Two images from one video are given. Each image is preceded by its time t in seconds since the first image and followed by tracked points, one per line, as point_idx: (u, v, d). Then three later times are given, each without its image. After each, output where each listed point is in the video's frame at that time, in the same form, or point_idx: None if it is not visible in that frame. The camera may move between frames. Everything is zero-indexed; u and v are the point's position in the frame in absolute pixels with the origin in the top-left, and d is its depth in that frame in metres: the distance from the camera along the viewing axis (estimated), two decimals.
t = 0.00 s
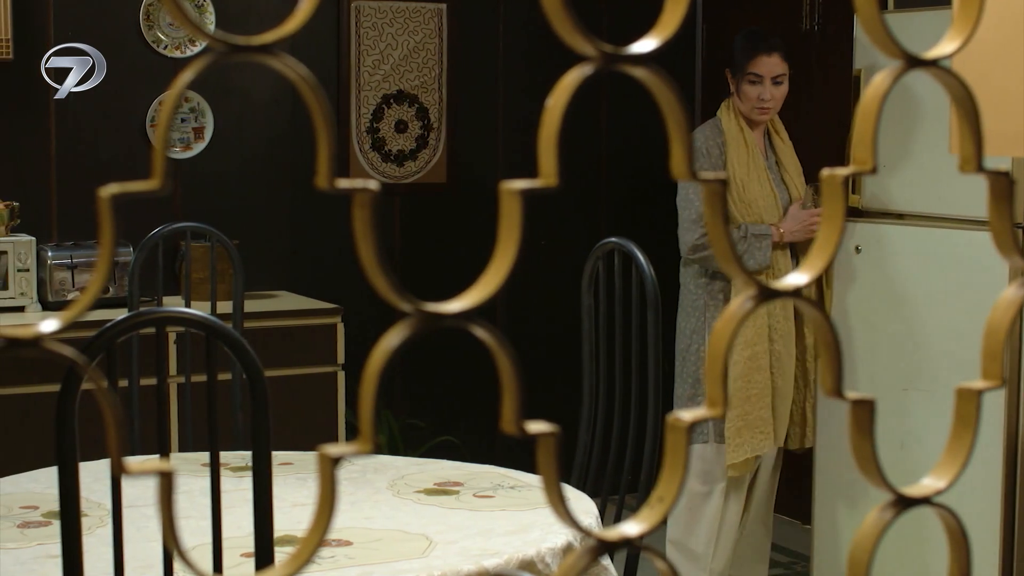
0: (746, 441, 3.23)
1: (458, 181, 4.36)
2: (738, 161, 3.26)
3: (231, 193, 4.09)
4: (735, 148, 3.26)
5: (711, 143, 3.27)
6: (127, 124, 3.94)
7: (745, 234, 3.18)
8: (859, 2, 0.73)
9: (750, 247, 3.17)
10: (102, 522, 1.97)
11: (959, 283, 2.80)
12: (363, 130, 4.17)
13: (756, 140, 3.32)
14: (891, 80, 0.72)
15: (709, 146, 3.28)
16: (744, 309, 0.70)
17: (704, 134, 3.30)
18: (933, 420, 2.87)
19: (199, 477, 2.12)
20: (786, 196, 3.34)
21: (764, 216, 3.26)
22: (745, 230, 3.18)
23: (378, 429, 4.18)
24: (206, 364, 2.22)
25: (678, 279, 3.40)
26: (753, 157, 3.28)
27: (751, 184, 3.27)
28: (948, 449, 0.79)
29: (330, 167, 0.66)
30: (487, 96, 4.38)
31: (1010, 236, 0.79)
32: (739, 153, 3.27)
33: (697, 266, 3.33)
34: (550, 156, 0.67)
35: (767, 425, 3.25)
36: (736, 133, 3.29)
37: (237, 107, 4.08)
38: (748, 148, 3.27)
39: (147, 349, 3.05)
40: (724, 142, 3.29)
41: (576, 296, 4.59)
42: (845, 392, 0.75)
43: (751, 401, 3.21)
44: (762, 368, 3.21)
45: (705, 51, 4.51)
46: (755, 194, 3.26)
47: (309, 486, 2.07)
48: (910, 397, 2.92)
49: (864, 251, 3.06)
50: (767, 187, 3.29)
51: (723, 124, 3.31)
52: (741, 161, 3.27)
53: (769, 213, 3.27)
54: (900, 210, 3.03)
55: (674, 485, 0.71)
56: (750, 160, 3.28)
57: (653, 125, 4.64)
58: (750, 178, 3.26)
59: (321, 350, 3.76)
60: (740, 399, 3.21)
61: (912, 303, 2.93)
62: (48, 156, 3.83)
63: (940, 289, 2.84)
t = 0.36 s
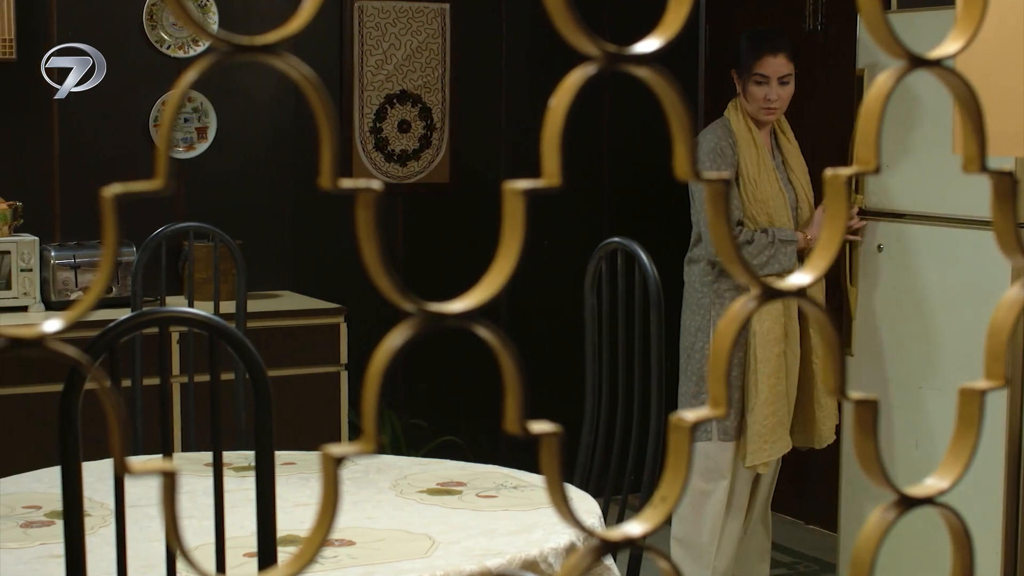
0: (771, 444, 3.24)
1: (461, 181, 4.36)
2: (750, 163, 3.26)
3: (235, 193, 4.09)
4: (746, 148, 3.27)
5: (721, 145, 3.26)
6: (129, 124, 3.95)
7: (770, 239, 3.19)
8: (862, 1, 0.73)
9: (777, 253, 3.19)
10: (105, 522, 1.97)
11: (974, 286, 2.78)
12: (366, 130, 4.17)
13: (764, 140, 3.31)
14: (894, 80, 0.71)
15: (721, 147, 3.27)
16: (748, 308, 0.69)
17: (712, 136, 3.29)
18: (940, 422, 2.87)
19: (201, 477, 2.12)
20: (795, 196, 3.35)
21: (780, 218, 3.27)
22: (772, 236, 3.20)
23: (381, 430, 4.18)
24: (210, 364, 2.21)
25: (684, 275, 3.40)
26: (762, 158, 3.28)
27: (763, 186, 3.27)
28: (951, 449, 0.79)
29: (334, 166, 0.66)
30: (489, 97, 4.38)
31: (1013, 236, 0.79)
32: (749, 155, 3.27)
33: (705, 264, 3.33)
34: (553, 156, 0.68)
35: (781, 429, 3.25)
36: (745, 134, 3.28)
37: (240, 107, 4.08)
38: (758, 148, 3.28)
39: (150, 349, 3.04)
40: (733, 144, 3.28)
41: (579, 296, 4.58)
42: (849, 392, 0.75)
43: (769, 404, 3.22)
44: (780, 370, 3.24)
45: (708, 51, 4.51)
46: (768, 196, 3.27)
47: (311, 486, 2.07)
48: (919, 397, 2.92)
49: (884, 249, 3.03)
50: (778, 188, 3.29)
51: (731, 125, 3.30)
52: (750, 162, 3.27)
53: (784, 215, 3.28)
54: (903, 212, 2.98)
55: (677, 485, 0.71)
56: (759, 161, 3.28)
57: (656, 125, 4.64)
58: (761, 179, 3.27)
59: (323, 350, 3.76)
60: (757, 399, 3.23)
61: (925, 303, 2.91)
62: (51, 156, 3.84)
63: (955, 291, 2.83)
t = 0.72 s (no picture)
0: (777, 446, 3.25)
1: (462, 181, 4.36)
2: (754, 164, 3.26)
3: (236, 193, 4.09)
4: (749, 149, 3.27)
5: (724, 146, 3.26)
6: (130, 124, 3.95)
7: (773, 242, 3.19)
8: (863, 1, 0.73)
9: (780, 257, 3.19)
10: (106, 522, 1.97)
11: (977, 286, 2.78)
12: (367, 130, 4.17)
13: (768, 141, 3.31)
14: (895, 80, 0.71)
15: (726, 149, 3.27)
16: (749, 308, 0.69)
17: (715, 137, 3.29)
18: (941, 422, 2.86)
19: (202, 477, 2.12)
20: (800, 196, 3.35)
21: (784, 219, 3.27)
22: (775, 239, 3.19)
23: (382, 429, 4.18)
24: (211, 364, 2.21)
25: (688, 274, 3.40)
26: (766, 159, 3.28)
27: (767, 187, 3.27)
28: (953, 448, 0.79)
29: (334, 166, 0.66)
30: (491, 97, 4.38)
31: (1014, 236, 0.78)
32: (753, 156, 3.27)
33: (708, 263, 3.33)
34: (554, 156, 0.67)
35: (784, 432, 3.25)
36: (749, 134, 3.28)
37: (241, 107, 4.08)
38: (761, 149, 3.28)
39: (151, 349, 3.04)
40: (737, 145, 3.28)
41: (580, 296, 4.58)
42: (850, 392, 0.75)
43: (774, 405, 3.23)
44: (787, 370, 3.25)
45: (709, 51, 4.51)
46: (772, 197, 3.26)
47: (313, 486, 2.07)
48: (922, 397, 2.91)
49: (889, 248, 3.02)
50: (782, 188, 3.29)
51: (734, 126, 3.30)
52: (754, 163, 3.27)
53: (789, 215, 3.27)
54: (905, 211, 2.97)
55: (678, 484, 0.71)
56: (763, 161, 3.28)
57: (657, 125, 4.64)
58: (765, 180, 3.27)
59: (324, 350, 3.76)
60: (762, 401, 3.24)
61: (928, 302, 2.91)
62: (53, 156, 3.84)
63: (958, 291, 2.82)
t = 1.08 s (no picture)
0: (776, 446, 3.25)
1: (465, 181, 4.36)
2: (756, 165, 3.26)
3: (238, 193, 4.10)
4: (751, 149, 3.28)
5: (726, 147, 3.26)
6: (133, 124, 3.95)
7: (775, 242, 3.19)
8: (866, 2, 0.73)
9: (782, 257, 3.19)
10: (109, 521, 1.97)
11: (981, 284, 2.77)
12: (370, 130, 4.17)
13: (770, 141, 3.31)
14: (898, 80, 0.72)
15: (728, 149, 3.27)
16: (752, 308, 0.69)
17: (717, 138, 3.29)
18: (945, 421, 2.85)
19: (206, 477, 2.12)
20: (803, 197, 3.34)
21: (786, 220, 3.27)
22: (777, 241, 3.18)
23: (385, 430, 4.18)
24: (213, 363, 2.21)
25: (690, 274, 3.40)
26: (767, 159, 3.28)
27: (769, 187, 3.27)
28: (957, 448, 0.79)
29: (338, 166, 0.66)
30: (494, 97, 4.38)
31: (1017, 235, 0.78)
32: (756, 157, 3.27)
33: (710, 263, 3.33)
34: (557, 155, 0.67)
35: (783, 432, 3.25)
36: (751, 135, 3.28)
37: (244, 107, 4.09)
38: (763, 149, 3.28)
39: (154, 349, 3.04)
40: (739, 145, 3.28)
41: (582, 296, 4.58)
42: (854, 392, 0.75)
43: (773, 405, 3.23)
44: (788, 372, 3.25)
45: (712, 51, 4.51)
46: (774, 197, 3.26)
47: (315, 486, 2.07)
48: (926, 396, 2.90)
49: (892, 248, 3.02)
50: (785, 188, 3.29)
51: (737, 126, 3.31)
52: (756, 163, 3.27)
53: (791, 216, 3.27)
54: (909, 211, 2.97)
55: (681, 485, 0.71)
56: (765, 161, 3.28)
57: (660, 125, 4.64)
58: (767, 180, 3.27)
59: (327, 350, 3.76)
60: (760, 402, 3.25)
61: (933, 302, 2.90)
62: (55, 156, 3.84)
63: (962, 290, 2.82)
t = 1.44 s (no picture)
0: (776, 447, 3.25)
1: (467, 181, 4.36)
2: (756, 164, 3.26)
3: (241, 193, 4.10)
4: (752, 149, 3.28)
5: (725, 147, 3.27)
6: (136, 124, 3.95)
7: (777, 241, 3.19)
8: (869, 2, 0.73)
9: (784, 256, 3.19)
10: (112, 521, 1.97)
11: (987, 283, 2.76)
12: (372, 129, 4.17)
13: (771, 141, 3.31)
14: (902, 80, 0.71)
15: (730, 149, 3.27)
16: (755, 309, 0.69)
17: (717, 138, 3.30)
18: (952, 420, 2.84)
19: (209, 477, 2.12)
20: (804, 197, 3.34)
21: (787, 220, 3.26)
22: (778, 241, 3.18)
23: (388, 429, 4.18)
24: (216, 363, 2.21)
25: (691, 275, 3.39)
26: (767, 158, 3.28)
27: (770, 187, 3.26)
28: (961, 448, 0.78)
29: (341, 166, 0.66)
30: (496, 97, 4.38)
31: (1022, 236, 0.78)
32: (755, 156, 3.27)
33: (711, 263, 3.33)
34: (561, 155, 0.67)
35: (782, 433, 3.24)
36: (751, 134, 3.28)
37: (246, 107, 4.09)
38: (764, 149, 3.28)
39: (157, 349, 3.04)
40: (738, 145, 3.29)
41: (585, 296, 4.58)
42: (857, 391, 0.74)
43: (774, 407, 3.23)
44: (789, 373, 3.25)
45: (715, 51, 4.51)
46: (775, 196, 3.26)
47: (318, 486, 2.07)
48: (931, 395, 2.89)
49: (895, 249, 3.02)
50: (786, 188, 3.29)
51: (737, 126, 3.31)
52: (756, 162, 3.27)
53: (792, 216, 3.27)
54: (913, 212, 2.97)
55: (684, 486, 0.71)
56: (766, 161, 3.28)
57: (663, 125, 4.64)
58: (768, 180, 3.27)
59: (330, 349, 3.76)
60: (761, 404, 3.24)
61: (938, 301, 2.90)
62: (58, 156, 3.84)
63: (967, 289, 2.82)
